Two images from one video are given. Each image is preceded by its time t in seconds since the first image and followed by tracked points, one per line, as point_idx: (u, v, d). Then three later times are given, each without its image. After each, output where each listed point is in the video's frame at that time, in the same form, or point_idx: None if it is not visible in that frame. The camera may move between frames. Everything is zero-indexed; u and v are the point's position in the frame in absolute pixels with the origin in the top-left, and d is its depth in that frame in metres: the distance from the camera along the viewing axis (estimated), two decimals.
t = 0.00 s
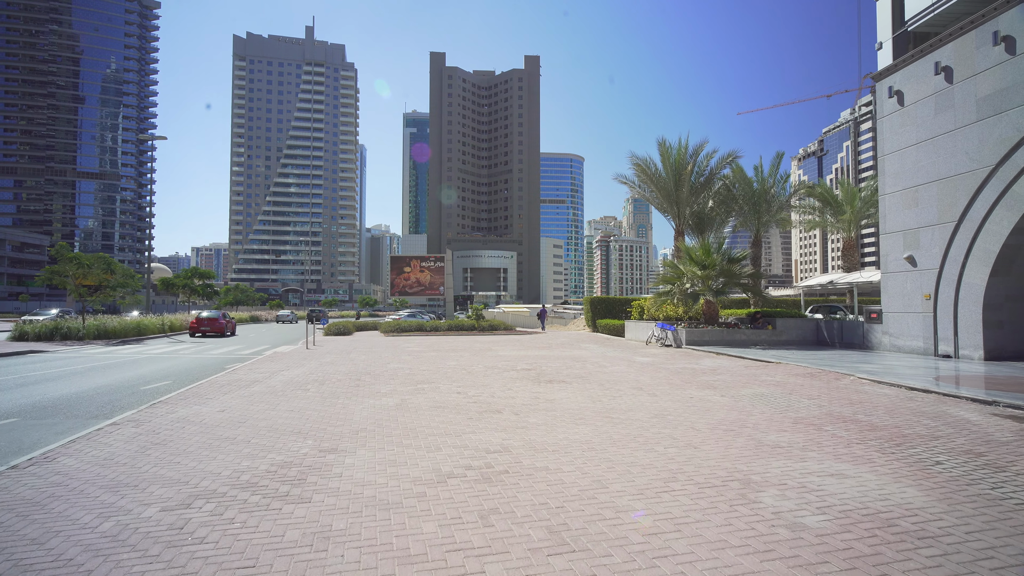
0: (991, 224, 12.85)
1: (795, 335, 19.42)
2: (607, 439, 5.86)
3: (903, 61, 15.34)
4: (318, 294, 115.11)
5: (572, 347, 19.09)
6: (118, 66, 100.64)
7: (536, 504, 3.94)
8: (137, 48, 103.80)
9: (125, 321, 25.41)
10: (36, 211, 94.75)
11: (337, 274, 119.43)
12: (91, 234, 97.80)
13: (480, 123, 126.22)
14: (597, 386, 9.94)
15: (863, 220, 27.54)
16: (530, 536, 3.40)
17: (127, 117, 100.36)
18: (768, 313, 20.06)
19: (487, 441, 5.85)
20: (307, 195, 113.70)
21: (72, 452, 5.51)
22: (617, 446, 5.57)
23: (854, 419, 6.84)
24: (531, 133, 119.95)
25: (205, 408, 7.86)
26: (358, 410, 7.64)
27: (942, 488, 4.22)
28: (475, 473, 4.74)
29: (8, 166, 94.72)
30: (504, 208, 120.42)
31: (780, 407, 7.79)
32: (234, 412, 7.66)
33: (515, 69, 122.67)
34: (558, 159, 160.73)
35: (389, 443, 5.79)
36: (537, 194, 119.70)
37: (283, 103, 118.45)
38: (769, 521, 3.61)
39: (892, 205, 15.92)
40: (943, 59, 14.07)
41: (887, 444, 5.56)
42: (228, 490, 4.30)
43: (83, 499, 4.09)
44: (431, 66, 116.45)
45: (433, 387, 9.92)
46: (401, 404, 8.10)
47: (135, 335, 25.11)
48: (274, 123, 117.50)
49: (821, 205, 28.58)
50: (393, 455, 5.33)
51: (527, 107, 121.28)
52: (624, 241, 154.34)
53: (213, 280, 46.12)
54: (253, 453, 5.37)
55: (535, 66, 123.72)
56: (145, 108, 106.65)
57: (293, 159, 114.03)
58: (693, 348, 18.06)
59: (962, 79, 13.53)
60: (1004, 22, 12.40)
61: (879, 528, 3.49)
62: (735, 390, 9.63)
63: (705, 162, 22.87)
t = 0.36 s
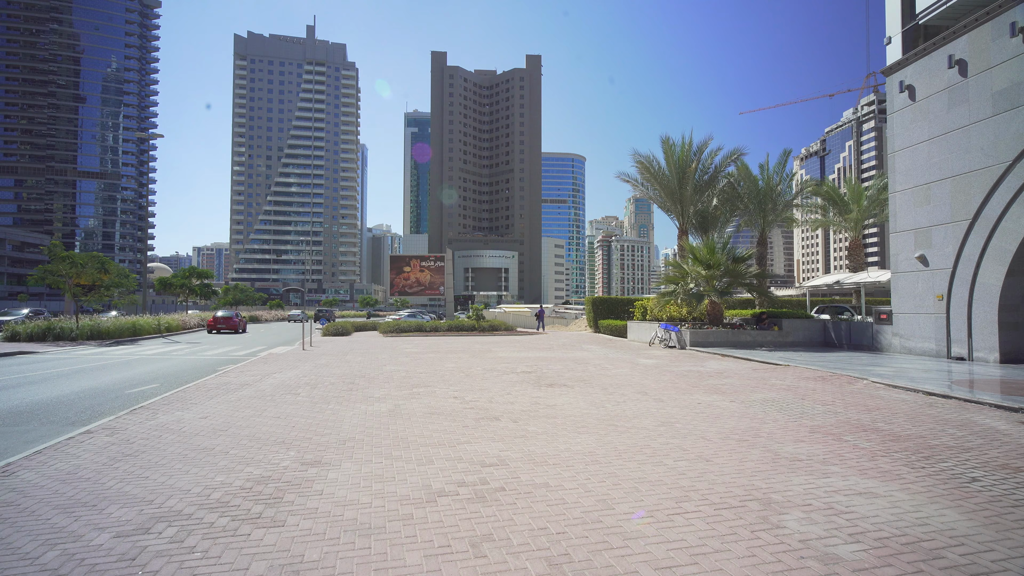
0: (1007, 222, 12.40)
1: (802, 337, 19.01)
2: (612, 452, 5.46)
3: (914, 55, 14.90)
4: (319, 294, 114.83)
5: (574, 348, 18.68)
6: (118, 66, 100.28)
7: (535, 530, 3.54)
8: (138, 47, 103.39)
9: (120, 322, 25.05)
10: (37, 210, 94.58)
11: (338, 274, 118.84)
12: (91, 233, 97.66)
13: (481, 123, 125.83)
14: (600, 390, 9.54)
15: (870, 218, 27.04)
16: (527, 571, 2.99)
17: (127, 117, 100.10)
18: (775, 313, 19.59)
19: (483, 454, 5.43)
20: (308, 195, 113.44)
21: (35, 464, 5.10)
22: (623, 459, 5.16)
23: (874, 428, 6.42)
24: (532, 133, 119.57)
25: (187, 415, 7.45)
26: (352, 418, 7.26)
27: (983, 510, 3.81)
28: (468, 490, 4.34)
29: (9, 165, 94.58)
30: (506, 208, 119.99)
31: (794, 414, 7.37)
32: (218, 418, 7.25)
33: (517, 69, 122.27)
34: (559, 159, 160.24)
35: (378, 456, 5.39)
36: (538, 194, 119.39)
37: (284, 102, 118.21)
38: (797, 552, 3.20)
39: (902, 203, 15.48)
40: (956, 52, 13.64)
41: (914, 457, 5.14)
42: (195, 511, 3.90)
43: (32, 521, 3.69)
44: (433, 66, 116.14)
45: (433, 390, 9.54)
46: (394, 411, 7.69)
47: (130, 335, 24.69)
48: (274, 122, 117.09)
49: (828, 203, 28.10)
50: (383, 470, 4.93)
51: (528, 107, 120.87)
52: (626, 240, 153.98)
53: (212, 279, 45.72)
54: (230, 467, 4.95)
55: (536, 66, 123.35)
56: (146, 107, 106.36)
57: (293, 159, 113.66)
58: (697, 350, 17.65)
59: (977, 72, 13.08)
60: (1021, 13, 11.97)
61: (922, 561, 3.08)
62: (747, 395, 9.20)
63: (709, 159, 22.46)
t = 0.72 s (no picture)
0: None
1: (807, 337, 18.61)
2: (615, 461, 5.04)
3: (924, 47, 14.46)
4: (320, 293, 114.52)
5: (575, 349, 18.32)
6: (119, 65, 99.93)
7: (526, 556, 3.14)
8: (138, 47, 102.75)
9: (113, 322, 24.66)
10: (38, 210, 94.29)
11: (339, 274, 118.12)
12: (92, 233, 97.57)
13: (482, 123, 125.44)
14: (601, 393, 9.15)
15: (876, 217, 26.58)
16: None
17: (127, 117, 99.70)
18: (780, 313, 19.17)
19: (474, 463, 5.03)
20: (309, 195, 113.21)
21: None
22: (624, 471, 4.76)
23: (893, 433, 6.02)
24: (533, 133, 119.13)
25: (165, 421, 7.03)
26: (339, 423, 6.87)
27: None
28: (455, 506, 3.94)
29: (9, 166, 94.39)
30: (506, 208, 119.58)
31: (808, 418, 6.94)
32: (196, 424, 6.84)
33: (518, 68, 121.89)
34: (560, 159, 159.92)
35: (361, 465, 4.99)
36: (539, 194, 119.05)
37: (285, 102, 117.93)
38: None
39: (912, 199, 15.04)
40: (969, 43, 13.21)
41: (943, 467, 4.72)
42: (149, 532, 3.49)
43: None
44: (434, 65, 115.79)
45: (427, 393, 9.18)
46: (384, 416, 7.28)
47: (123, 335, 24.26)
48: (275, 123, 116.78)
49: (833, 202, 27.65)
50: (364, 482, 4.51)
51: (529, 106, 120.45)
52: (627, 240, 153.60)
53: (209, 278, 45.32)
54: (198, 480, 4.53)
55: (537, 65, 122.97)
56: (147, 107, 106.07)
57: (294, 159, 113.43)
58: (701, 350, 17.28)
59: (990, 64, 12.67)
60: None
61: None
62: (755, 397, 8.79)
63: (712, 156, 22.10)
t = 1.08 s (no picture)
0: None
1: (813, 338, 18.25)
2: (620, 474, 4.66)
3: (935, 40, 14.04)
4: (321, 294, 114.12)
5: (576, 350, 17.96)
6: (119, 65, 99.86)
7: None
8: (138, 46, 102.16)
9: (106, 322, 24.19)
10: (38, 210, 93.97)
11: (339, 274, 117.35)
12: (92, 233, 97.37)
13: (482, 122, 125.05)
14: (603, 397, 8.78)
15: (882, 215, 26.11)
16: None
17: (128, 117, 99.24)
18: (785, 313, 18.76)
19: (468, 476, 4.67)
20: (309, 195, 112.89)
21: None
22: (631, 486, 4.37)
23: (917, 442, 5.62)
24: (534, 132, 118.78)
25: (144, 428, 6.66)
26: (326, 430, 6.50)
27: None
28: (446, 530, 3.55)
29: (9, 166, 94.11)
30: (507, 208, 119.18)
31: (823, 425, 6.56)
32: (177, 432, 6.47)
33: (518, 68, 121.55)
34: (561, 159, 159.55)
35: (346, 480, 4.62)
36: (540, 194, 118.63)
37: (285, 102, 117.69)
38: None
39: (921, 197, 14.63)
40: (982, 35, 12.80)
41: (976, 481, 4.33)
42: (100, 562, 3.10)
43: None
44: (434, 65, 115.48)
45: (423, 396, 8.85)
46: (375, 422, 6.91)
47: (117, 336, 23.84)
48: (275, 122, 116.42)
49: (838, 200, 27.24)
50: (345, 499, 4.14)
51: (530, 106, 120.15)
52: (628, 240, 153.14)
53: (206, 277, 44.84)
54: (168, 497, 4.17)
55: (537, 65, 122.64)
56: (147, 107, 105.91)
57: (294, 159, 113.09)
58: (705, 351, 16.89)
59: (1005, 56, 12.27)
60: None
61: None
62: (764, 401, 8.42)
63: (716, 154, 21.68)
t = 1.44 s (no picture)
0: None
1: (823, 339, 17.80)
2: (632, 490, 4.26)
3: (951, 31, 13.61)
4: (322, 293, 113.72)
5: (578, 351, 17.59)
6: (121, 65, 99.89)
7: None
8: (139, 46, 102.91)
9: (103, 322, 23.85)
10: (40, 210, 93.61)
11: (341, 274, 117.00)
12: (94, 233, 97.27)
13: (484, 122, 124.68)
14: (609, 401, 8.36)
15: (890, 213, 25.68)
16: None
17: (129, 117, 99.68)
18: (793, 314, 18.33)
19: (466, 491, 4.29)
20: (311, 194, 112.54)
21: None
22: (646, 503, 3.98)
23: (951, 453, 5.20)
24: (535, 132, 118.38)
25: (122, 436, 6.25)
26: (317, 437, 6.12)
27: None
28: (440, 560, 3.14)
29: (11, 166, 93.77)
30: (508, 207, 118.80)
31: (845, 433, 6.13)
32: (156, 440, 6.06)
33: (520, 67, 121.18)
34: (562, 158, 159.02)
35: (333, 496, 4.21)
36: (542, 193, 118.16)
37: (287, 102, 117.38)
38: None
39: (937, 193, 14.20)
40: (1002, 25, 12.36)
41: None
42: None
43: None
44: (435, 64, 115.18)
45: (422, 400, 8.48)
46: (368, 430, 6.50)
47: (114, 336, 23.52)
48: (276, 122, 116.17)
49: (846, 199, 26.73)
50: (329, 519, 3.74)
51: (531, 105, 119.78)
52: (630, 240, 152.68)
53: (206, 276, 44.41)
54: (136, 517, 3.78)
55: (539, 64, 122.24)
56: (149, 107, 105.63)
57: (295, 159, 112.82)
58: (711, 352, 16.46)
59: None
60: None
61: None
62: (779, 405, 8.02)
63: (722, 150, 21.24)
